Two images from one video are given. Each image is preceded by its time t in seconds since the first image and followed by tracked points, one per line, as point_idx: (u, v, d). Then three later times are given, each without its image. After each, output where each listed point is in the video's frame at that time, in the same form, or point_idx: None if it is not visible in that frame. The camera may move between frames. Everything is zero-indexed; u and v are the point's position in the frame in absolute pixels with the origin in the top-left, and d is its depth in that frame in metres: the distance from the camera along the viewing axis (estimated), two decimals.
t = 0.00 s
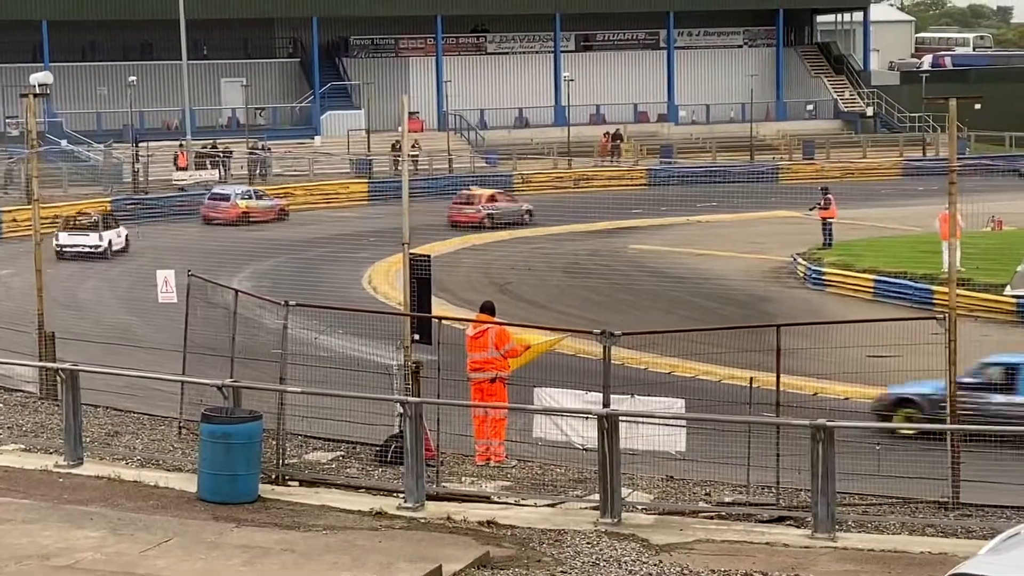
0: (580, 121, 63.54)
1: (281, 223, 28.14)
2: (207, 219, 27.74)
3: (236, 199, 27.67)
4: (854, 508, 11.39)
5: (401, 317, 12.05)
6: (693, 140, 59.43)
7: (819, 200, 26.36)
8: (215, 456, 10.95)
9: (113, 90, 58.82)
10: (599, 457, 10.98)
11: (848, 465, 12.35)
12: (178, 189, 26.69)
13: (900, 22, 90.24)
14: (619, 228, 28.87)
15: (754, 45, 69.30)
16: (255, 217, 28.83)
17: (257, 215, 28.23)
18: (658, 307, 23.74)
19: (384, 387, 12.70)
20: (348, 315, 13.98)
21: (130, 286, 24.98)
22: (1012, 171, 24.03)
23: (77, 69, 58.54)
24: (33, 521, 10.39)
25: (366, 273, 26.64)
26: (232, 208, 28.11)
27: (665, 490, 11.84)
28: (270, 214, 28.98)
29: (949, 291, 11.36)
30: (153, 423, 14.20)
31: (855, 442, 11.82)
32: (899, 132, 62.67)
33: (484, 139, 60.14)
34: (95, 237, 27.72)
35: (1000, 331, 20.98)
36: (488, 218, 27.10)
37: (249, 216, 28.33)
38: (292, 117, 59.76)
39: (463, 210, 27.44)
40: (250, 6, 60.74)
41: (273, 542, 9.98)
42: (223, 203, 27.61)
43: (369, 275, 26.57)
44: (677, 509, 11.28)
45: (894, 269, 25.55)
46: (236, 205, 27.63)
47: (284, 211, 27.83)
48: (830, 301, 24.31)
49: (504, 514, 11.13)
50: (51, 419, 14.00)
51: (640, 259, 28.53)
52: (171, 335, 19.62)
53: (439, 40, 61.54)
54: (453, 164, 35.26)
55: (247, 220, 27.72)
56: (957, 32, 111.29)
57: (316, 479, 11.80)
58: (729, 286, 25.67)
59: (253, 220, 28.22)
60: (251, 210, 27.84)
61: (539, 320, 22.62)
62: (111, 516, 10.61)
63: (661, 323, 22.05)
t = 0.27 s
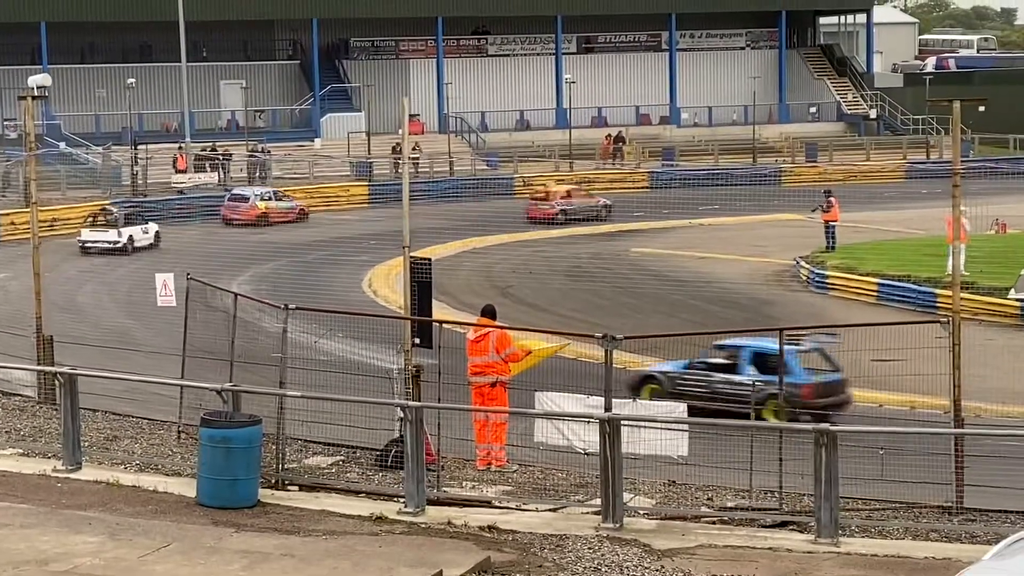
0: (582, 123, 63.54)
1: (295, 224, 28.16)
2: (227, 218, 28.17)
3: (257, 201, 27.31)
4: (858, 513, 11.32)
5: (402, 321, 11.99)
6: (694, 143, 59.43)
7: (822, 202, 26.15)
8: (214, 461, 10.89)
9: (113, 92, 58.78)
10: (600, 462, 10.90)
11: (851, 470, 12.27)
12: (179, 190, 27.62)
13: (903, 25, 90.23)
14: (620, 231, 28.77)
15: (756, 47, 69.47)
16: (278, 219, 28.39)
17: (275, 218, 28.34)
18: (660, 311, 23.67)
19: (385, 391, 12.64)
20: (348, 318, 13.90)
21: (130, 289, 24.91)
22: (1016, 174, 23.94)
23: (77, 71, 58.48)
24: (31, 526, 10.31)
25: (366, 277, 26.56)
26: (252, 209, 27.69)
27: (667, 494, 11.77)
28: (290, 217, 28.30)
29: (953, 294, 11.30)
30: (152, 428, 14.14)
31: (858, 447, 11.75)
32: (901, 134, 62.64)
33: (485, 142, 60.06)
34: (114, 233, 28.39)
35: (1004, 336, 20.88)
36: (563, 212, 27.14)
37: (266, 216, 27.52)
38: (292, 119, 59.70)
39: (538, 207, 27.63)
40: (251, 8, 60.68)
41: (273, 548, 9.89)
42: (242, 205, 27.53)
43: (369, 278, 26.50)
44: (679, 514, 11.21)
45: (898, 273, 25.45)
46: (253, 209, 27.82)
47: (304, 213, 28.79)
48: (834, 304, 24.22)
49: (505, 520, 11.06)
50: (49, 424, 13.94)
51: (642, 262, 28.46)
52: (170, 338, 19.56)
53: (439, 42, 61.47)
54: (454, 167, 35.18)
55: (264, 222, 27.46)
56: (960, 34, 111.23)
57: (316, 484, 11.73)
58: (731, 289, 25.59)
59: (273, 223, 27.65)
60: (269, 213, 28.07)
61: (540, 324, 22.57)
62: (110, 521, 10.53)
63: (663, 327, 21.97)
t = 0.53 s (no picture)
0: (583, 126, 63.50)
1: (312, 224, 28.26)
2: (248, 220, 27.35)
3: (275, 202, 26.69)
4: (859, 517, 11.28)
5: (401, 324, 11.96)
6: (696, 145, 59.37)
7: (822, 205, 26.10)
8: (213, 464, 10.85)
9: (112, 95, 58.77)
10: (600, 466, 10.85)
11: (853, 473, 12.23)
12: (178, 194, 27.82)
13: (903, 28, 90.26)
14: (621, 234, 28.73)
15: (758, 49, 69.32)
16: (294, 221, 26.74)
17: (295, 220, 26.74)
18: (660, 314, 23.63)
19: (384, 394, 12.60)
20: (346, 321, 13.85)
21: (130, 292, 24.86)
22: (1017, 177, 23.91)
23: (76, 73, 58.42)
24: (29, 530, 10.27)
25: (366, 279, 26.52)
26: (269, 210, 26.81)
27: (667, 498, 11.73)
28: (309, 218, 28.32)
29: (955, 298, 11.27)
30: (151, 431, 14.11)
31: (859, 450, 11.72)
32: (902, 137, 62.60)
33: (486, 144, 59.96)
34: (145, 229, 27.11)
35: (1006, 339, 20.85)
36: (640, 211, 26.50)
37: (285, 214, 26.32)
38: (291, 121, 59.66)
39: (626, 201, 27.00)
40: (251, 10, 60.72)
41: (272, 552, 9.85)
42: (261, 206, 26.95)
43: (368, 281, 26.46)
44: (680, 518, 11.17)
45: (899, 276, 25.41)
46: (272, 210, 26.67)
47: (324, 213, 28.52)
48: (835, 308, 24.18)
49: (505, 524, 11.02)
50: (47, 428, 13.90)
51: (643, 266, 28.42)
52: (170, 342, 19.52)
53: (440, 44, 61.46)
54: (455, 171, 35.17)
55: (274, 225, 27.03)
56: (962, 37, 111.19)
57: (315, 488, 11.70)
58: (732, 293, 25.54)
59: (287, 224, 25.99)
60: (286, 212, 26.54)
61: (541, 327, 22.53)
62: (108, 525, 10.49)
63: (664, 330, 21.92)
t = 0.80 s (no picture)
0: (582, 129, 63.53)
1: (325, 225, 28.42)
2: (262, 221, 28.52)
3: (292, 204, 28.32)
4: (859, 520, 11.28)
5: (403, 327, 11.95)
6: (695, 148, 59.38)
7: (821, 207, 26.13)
8: (212, 466, 10.83)
9: (111, 98, 58.78)
10: (599, 468, 10.84)
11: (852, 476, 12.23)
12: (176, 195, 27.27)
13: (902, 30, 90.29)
14: (620, 237, 28.74)
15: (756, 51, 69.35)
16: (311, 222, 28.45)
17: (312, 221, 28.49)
18: (660, 317, 23.64)
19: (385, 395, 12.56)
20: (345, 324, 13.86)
21: (128, 295, 24.87)
22: (1017, 180, 23.93)
23: (74, 77, 58.40)
24: (29, 533, 10.26)
25: (365, 282, 26.50)
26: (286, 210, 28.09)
27: (666, 501, 11.73)
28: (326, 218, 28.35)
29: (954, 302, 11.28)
30: (150, 434, 14.11)
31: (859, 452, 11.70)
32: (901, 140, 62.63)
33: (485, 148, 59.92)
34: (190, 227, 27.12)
35: (1005, 342, 20.88)
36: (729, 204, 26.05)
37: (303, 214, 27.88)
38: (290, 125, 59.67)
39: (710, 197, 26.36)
40: (250, 13, 60.73)
41: (271, 554, 9.83)
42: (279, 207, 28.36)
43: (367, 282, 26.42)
44: (680, 521, 11.16)
45: (898, 279, 25.46)
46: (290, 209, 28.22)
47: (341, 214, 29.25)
48: (834, 311, 24.20)
49: (504, 526, 11.01)
50: (46, 430, 13.91)
51: (641, 268, 28.44)
52: (169, 345, 19.49)
53: (438, 47, 61.49)
54: (453, 173, 35.22)
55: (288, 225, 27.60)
56: (962, 39, 111.16)
57: (314, 491, 11.72)
58: (732, 296, 25.56)
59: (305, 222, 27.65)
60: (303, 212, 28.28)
61: (540, 330, 22.56)
62: (107, 528, 10.47)
63: (663, 333, 21.95)
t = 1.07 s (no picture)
0: (580, 130, 63.57)
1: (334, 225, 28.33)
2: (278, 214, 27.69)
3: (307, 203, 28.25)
4: (857, 521, 11.29)
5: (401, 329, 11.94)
6: (693, 149, 59.41)
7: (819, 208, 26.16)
8: (210, 468, 10.83)
9: (109, 99, 58.75)
10: (597, 470, 10.85)
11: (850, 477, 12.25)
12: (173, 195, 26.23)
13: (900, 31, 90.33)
14: (618, 238, 28.75)
15: (754, 53, 69.28)
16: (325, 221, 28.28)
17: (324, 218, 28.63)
18: (658, 319, 23.66)
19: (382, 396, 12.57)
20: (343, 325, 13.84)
21: (126, 296, 24.89)
22: (1014, 182, 23.96)
23: (72, 78, 58.35)
24: (27, 535, 10.25)
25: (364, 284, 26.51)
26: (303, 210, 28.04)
27: (664, 501, 11.75)
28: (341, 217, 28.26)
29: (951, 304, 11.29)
30: (148, 435, 14.11)
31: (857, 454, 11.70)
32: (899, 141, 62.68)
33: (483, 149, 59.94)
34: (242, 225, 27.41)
35: (1003, 343, 20.88)
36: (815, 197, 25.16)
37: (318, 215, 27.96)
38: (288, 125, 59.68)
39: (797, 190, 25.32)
40: (250, 14, 60.70)
41: (269, 556, 9.83)
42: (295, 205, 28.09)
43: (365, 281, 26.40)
44: (678, 522, 11.18)
45: (895, 280, 25.52)
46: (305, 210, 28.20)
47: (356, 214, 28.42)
48: (832, 313, 24.24)
49: (502, 528, 11.02)
50: (44, 432, 13.90)
51: (639, 269, 28.48)
52: (167, 346, 19.48)
53: (436, 48, 61.51)
54: (451, 175, 35.25)
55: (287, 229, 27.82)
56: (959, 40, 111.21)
57: (312, 492, 11.73)
58: (730, 297, 25.59)
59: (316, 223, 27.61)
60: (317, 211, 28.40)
61: (539, 332, 22.56)
62: (105, 530, 10.47)
63: (661, 335, 21.97)
